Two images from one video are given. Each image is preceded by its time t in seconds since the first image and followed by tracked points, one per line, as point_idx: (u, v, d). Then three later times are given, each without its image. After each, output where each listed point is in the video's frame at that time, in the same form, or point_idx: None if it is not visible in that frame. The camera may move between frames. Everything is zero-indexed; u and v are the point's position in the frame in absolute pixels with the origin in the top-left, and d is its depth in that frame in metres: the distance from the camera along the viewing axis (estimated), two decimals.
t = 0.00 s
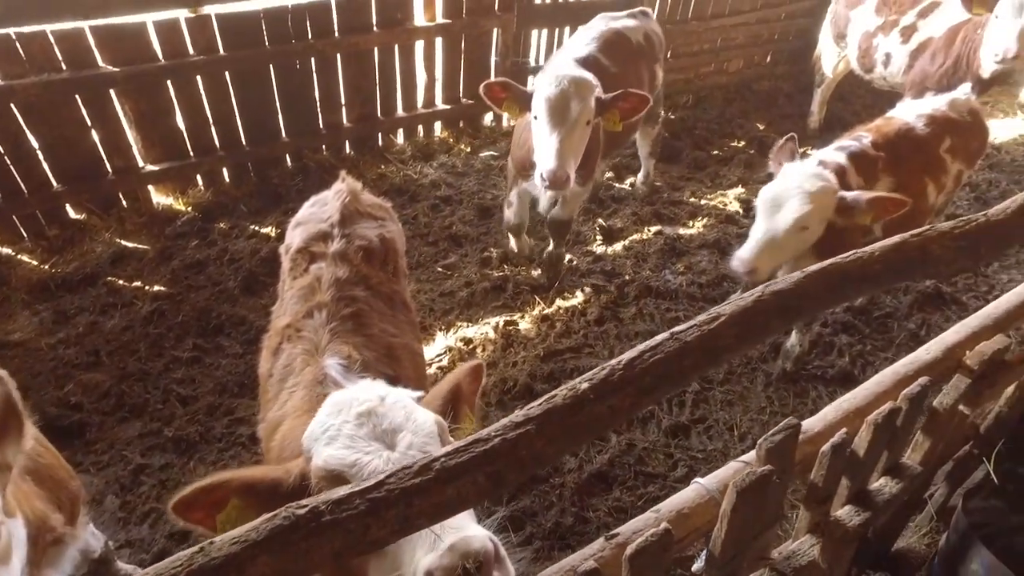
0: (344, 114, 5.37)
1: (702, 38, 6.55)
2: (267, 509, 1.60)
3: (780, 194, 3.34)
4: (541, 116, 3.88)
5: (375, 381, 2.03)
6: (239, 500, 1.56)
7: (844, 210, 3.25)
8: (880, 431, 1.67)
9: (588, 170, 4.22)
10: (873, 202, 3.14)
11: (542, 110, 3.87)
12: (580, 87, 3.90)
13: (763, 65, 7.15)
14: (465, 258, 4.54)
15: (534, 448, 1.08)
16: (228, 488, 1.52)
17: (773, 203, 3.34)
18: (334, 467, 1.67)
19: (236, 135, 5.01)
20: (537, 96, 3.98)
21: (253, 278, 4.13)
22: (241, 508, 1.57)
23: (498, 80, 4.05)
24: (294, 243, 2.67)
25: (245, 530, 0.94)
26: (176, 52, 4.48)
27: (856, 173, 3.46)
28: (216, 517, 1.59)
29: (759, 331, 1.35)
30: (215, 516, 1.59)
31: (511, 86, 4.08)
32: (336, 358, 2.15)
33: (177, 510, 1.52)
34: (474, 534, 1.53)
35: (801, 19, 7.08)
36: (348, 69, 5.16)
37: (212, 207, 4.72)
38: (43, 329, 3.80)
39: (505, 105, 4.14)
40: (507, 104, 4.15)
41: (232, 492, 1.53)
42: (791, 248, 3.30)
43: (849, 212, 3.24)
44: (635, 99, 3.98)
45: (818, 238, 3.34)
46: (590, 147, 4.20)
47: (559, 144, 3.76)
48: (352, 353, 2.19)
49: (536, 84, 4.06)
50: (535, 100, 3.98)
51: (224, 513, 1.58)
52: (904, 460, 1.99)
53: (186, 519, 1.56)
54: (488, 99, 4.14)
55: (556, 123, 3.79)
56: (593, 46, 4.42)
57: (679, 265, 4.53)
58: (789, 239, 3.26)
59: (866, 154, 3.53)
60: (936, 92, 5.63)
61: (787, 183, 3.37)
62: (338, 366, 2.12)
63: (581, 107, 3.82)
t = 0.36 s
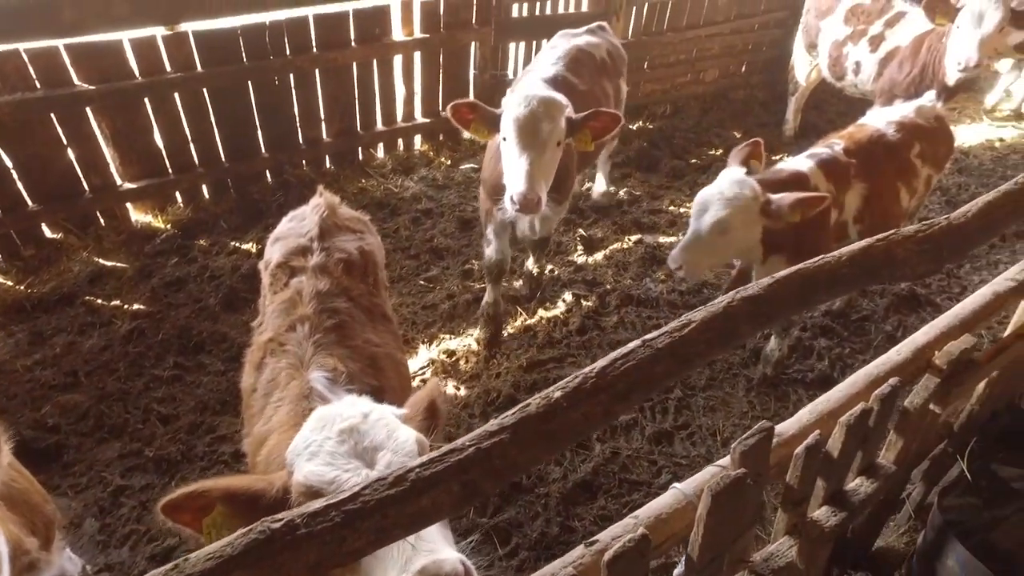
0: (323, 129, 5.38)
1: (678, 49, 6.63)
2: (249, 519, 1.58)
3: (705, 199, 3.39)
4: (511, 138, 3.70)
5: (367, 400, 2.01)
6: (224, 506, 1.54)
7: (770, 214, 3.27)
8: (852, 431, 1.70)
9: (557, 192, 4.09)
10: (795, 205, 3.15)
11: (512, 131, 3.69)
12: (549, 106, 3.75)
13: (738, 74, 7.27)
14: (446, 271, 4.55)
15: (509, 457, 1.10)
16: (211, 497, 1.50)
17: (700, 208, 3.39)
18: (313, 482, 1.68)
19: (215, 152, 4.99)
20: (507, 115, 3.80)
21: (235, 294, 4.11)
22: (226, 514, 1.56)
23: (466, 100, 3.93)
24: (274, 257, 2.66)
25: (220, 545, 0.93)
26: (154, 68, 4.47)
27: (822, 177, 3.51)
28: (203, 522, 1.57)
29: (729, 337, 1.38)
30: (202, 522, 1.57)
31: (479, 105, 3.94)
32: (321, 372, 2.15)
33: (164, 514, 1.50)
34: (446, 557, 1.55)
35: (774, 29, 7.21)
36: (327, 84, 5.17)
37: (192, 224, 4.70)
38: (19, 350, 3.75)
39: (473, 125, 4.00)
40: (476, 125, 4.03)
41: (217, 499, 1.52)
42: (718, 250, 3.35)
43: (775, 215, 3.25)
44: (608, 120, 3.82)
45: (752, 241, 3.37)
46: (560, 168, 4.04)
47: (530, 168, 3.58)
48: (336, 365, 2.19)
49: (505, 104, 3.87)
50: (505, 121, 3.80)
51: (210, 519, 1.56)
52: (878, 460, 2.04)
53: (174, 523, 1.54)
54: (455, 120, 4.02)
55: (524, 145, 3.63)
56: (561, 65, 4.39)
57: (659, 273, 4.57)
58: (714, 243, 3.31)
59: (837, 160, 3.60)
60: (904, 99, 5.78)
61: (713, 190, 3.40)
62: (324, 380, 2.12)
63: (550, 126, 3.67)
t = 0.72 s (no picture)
0: (303, 142, 5.37)
1: (655, 57, 6.70)
2: (222, 526, 1.60)
3: (668, 186, 3.43)
4: (463, 164, 3.50)
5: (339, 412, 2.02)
6: (195, 517, 1.55)
7: (732, 202, 3.32)
8: (825, 433, 1.73)
9: (520, 220, 3.89)
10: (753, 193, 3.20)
11: (463, 158, 3.48)
12: (501, 130, 3.54)
13: (715, 82, 7.36)
14: (428, 281, 4.56)
15: (481, 467, 1.11)
16: (182, 507, 1.51)
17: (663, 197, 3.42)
18: (277, 499, 1.69)
19: (194, 166, 4.97)
20: (458, 142, 3.60)
21: (215, 309, 4.09)
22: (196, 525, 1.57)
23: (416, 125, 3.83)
24: (255, 270, 2.65)
25: (192, 562, 0.94)
26: (130, 84, 4.45)
27: (791, 179, 3.57)
28: (173, 536, 1.57)
29: (700, 342, 1.40)
30: (171, 534, 1.57)
31: (431, 131, 3.84)
32: (304, 384, 2.14)
33: (134, 531, 1.49)
34: None
35: (749, 37, 7.32)
36: (306, 97, 5.17)
37: (171, 239, 4.67)
38: None
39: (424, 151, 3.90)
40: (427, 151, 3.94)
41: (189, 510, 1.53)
42: (678, 238, 3.40)
43: (735, 203, 3.31)
44: (567, 142, 3.63)
45: (712, 228, 3.44)
46: (521, 194, 3.82)
47: (484, 196, 3.37)
48: (318, 377, 2.18)
49: (457, 129, 3.67)
50: (456, 147, 3.59)
51: (181, 531, 1.56)
52: (853, 461, 2.07)
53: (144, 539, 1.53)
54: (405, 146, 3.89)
55: (475, 173, 3.42)
56: (526, 88, 4.37)
57: (640, 279, 4.61)
58: (673, 230, 3.35)
59: (807, 164, 3.66)
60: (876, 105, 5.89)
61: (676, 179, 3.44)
62: (306, 392, 2.12)
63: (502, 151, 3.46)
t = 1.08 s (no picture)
0: (283, 156, 5.36)
1: (632, 67, 6.78)
2: (188, 518, 1.75)
3: (643, 196, 3.48)
4: (451, 228, 3.08)
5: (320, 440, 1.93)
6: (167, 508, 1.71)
7: (704, 207, 3.37)
8: (801, 439, 1.77)
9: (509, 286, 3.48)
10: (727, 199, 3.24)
11: (451, 221, 3.07)
12: (495, 187, 3.14)
13: (691, 91, 7.47)
14: (410, 294, 4.56)
15: (459, 483, 1.13)
16: (157, 497, 1.67)
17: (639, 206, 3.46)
18: (215, 522, 1.67)
19: (173, 183, 4.93)
20: (444, 202, 3.19)
21: (196, 327, 4.07)
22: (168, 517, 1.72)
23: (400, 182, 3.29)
24: (236, 286, 2.64)
25: None
26: (106, 101, 4.43)
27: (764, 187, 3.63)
28: (143, 528, 1.70)
29: (673, 354, 1.44)
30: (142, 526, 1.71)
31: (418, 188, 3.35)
32: (291, 399, 2.14)
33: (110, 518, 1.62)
34: None
35: (724, 46, 7.43)
36: (285, 111, 5.16)
37: (150, 256, 4.63)
38: None
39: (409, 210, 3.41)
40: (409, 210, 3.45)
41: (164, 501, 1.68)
42: (656, 244, 3.45)
43: (708, 209, 3.36)
44: (566, 199, 3.26)
45: (688, 234, 3.48)
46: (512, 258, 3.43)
47: (474, 266, 2.96)
48: (304, 393, 2.18)
49: (444, 186, 3.26)
50: (443, 208, 3.17)
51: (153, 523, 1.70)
52: (830, 465, 2.11)
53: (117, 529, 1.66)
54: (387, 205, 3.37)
55: (465, 238, 3.02)
56: (501, 117, 4.17)
57: (622, 288, 4.65)
58: (650, 238, 3.40)
59: (780, 172, 3.72)
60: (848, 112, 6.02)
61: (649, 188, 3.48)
62: (293, 407, 2.11)
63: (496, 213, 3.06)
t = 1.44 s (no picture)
0: (259, 173, 5.33)
1: (605, 79, 6.86)
2: (120, 564, 1.57)
3: (634, 206, 3.48)
4: (473, 270, 2.81)
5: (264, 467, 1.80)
6: (93, 554, 1.53)
7: (693, 213, 3.44)
8: (777, 442, 1.80)
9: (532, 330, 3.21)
10: (713, 204, 3.35)
11: (474, 264, 2.78)
12: (525, 228, 2.84)
13: (664, 100, 7.58)
14: (390, 308, 4.56)
15: (441, 496, 1.14)
16: (79, 545, 1.49)
17: (628, 215, 3.48)
18: (146, 569, 1.47)
19: (147, 202, 4.88)
20: (467, 242, 2.91)
21: (173, 347, 4.02)
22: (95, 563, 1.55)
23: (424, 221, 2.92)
24: (215, 303, 2.62)
25: None
26: (77, 121, 4.39)
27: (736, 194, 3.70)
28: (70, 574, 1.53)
29: (650, 363, 1.47)
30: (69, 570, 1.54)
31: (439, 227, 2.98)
32: (271, 417, 2.13)
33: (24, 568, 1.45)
34: None
35: (695, 57, 7.56)
36: (261, 128, 5.14)
37: (125, 276, 4.57)
38: None
39: (433, 252, 2.99)
40: (432, 252, 3.02)
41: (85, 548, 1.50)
42: (649, 253, 3.47)
43: (696, 214, 3.43)
44: (602, 245, 3.02)
45: (675, 242, 3.54)
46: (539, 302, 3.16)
47: (496, 317, 2.68)
48: (285, 411, 2.17)
49: (468, 225, 2.98)
50: (465, 248, 2.90)
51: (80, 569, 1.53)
52: (807, 467, 2.15)
53: None
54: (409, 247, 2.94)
55: (490, 282, 2.74)
56: (498, 148, 3.74)
57: (601, 297, 4.68)
58: (648, 247, 3.42)
59: (751, 179, 3.79)
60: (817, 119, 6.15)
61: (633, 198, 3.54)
62: (273, 424, 2.10)
63: (524, 255, 2.77)
